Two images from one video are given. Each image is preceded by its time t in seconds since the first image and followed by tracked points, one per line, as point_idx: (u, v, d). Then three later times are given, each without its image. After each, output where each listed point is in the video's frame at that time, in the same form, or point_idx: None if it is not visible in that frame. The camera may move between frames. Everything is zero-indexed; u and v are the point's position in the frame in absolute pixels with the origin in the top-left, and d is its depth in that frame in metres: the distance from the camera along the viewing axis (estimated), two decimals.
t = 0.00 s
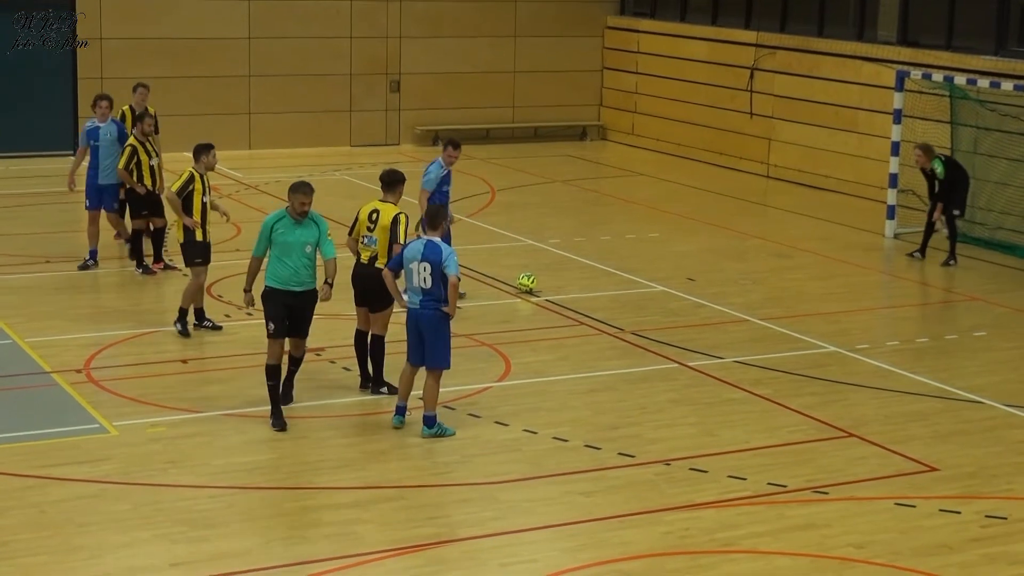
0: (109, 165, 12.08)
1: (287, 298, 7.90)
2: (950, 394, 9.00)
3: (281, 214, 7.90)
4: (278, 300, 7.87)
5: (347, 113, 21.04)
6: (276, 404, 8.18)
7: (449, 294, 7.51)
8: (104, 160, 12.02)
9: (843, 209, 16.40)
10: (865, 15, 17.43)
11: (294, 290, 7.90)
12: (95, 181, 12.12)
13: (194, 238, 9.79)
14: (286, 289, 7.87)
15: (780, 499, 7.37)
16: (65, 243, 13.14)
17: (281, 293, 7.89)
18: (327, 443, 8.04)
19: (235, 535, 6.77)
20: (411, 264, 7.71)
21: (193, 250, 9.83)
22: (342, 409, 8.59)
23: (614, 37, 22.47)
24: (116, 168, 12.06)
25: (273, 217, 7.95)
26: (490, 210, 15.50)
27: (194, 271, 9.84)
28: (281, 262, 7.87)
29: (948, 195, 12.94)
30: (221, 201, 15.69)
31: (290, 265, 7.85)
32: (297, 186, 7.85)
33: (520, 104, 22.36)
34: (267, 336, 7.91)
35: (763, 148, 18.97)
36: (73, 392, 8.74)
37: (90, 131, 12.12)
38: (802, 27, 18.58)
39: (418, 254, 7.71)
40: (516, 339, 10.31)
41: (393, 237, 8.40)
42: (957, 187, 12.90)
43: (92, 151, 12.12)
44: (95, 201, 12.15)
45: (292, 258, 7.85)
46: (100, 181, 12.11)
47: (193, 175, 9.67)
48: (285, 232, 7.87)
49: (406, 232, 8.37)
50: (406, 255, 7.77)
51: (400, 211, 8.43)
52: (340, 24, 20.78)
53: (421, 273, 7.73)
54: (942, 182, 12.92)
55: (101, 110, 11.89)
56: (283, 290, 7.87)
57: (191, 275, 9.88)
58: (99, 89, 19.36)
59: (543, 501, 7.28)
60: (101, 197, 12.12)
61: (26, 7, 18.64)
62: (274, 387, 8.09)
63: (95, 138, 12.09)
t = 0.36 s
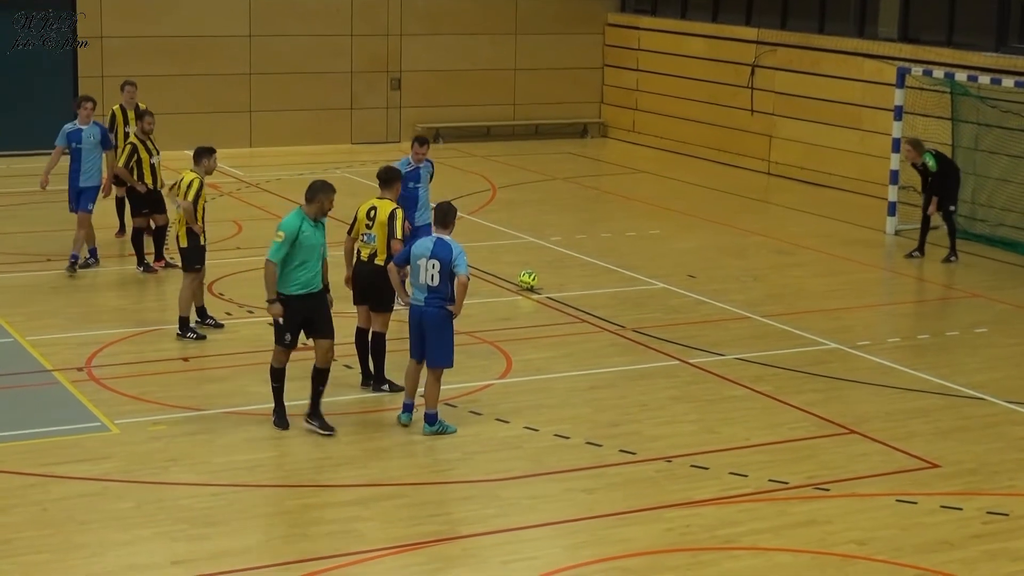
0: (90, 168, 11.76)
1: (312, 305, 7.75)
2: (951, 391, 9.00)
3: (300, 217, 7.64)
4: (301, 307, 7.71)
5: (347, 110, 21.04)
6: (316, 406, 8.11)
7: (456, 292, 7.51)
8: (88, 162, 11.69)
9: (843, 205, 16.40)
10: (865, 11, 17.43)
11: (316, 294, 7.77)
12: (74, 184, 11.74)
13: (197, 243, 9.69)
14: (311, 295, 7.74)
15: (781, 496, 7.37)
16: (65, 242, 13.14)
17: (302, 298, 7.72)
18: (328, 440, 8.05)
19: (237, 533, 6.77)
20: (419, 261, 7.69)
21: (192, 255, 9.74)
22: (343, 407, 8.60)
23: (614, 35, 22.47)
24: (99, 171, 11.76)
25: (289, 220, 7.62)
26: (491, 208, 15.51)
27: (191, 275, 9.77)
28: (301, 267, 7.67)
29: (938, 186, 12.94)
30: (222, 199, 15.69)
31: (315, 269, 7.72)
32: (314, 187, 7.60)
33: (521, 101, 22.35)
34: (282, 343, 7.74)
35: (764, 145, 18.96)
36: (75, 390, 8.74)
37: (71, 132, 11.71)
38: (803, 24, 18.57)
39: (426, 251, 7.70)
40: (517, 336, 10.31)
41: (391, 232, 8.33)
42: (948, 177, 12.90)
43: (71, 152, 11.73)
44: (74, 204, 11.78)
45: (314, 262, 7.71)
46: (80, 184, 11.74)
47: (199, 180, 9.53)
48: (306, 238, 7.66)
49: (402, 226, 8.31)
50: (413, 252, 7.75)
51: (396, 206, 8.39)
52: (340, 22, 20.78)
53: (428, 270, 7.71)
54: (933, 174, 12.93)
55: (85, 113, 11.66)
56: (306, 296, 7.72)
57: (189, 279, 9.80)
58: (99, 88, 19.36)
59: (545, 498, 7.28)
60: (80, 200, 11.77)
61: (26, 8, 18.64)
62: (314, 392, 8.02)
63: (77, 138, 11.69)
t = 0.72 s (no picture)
0: (74, 172, 11.52)
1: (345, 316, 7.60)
2: (951, 388, 9.00)
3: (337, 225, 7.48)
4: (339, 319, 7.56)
5: (347, 110, 21.03)
6: (332, 419, 7.93)
7: (454, 289, 7.53)
8: (71, 165, 11.48)
9: (843, 203, 16.39)
10: (865, 9, 17.43)
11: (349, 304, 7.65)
12: (58, 188, 11.51)
13: (187, 247, 9.61)
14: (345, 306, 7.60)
15: (781, 494, 7.37)
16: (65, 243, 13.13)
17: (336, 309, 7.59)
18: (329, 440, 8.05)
19: (238, 533, 6.78)
20: (410, 261, 7.68)
21: (181, 259, 9.66)
22: (344, 407, 8.60)
23: (614, 34, 22.48)
24: (83, 175, 11.54)
25: (326, 229, 7.44)
26: (490, 206, 15.50)
27: (182, 279, 9.72)
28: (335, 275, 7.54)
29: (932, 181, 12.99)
30: (221, 199, 15.68)
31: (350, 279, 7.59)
32: (352, 195, 7.49)
33: (520, 101, 22.34)
34: (324, 358, 7.57)
35: (764, 143, 18.96)
36: (76, 391, 8.74)
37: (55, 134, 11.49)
38: (803, 22, 18.58)
39: (416, 251, 7.69)
40: (517, 335, 10.31)
41: (388, 232, 8.40)
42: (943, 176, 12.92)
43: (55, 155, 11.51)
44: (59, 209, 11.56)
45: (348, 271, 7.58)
46: (64, 188, 11.52)
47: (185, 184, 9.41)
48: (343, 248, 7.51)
49: (400, 227, 8.39)
50: (402, 253, 7.72)
51: (395, 205, 8.44)
52: (340, 22, 20.77)
53: (419, 269, 7.70)
54: (932, 164, 12.91)
55: (72, 114, 11.51)
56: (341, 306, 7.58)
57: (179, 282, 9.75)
58: (99, 87, 19.34)
59: (545, 497, 7.29)
60: (65, 205, 11.56)
61: (27, 7, 18.63)
62: (331, 405, 7.84)
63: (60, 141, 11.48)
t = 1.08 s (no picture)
0: (61, 180, 11.30)
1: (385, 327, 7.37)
2: (951, 385, 8.99)
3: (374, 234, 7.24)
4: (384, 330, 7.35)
5: (345, 109, 21.03)
6: (397, 440, 7.58)
7: (430, 283, 7.58)
8: (58, 173, 11.25)
9: (842, 200, 16.39)
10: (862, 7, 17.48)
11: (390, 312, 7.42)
12: (48, 197, 11.28)
13: (163, 247, 9.66)
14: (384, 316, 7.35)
15: (781, 492, 7.37)
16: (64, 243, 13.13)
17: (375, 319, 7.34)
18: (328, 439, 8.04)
19: (238, 532, 6.78)
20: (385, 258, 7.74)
21: (159, 259, 9.69)
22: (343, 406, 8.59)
23: (612, 32, 22.47)
24: (70, 182, 11.30)
25: (364, 239, 7.17)
26: (489, 205, 15.49)
27: (166, 278, 9.72)
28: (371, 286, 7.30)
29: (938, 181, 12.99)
30: (219, 198, 15.68)
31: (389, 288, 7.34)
32: (388, 202, 7.25)
33: (518, 99, 22.33)
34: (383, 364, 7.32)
35: (762, 140, 18.95)
36: (75, 391, 8.74)
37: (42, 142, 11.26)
38: (801, 20, 18.59)
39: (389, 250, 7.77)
40: (516, 334, 10.30)
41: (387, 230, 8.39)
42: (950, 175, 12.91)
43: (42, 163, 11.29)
44: (51, 218, 11.35)
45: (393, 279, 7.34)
46: (54, 197, 11.31)
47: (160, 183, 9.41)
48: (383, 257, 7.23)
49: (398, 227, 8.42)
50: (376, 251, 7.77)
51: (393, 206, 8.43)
52: (338, 20, 20.77)
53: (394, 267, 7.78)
54: (941, 157, 12.88)
55: (54, 120, 11.14)
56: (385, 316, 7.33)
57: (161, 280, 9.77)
58: (97, 86, 19.34)
59: (545, 496, 7.29)
60: (57, 214, 11.36)
61: (26, 7, 18.69)
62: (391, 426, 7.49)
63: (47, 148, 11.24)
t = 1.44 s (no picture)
0: (49, 175, 11.16)
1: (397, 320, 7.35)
2: (948, 381, 9.01)
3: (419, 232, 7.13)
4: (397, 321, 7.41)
5: (343, 104, 21.01)
6: (400, 438, 7.56)
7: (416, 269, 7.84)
8: (47, 168, 11.11)
9: (839, 197, 16.39)
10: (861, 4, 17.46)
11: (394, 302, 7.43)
12: (35, 193, 11.13)
13: (142, 242, 9.66)
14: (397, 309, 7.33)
15: (780, 487, 7.38)
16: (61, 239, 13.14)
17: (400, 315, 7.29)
18: (327, 434, 8.04)
19: (238, 527, 6.79)
20: (369, 250, 7.75)
21: (136, 255, 9.68)
22: (343, 401, 8.59)
23: (611, 27, 22.45)
24: (59, 176, 11.16)
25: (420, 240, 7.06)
26: (488, 200, 15.50)
27: (143, 275, 9.70)
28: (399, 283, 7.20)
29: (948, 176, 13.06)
30: (217, 194, 15.68)
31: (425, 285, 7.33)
32: (435, 201, 7.08)
33: (517, 95, 22.32)
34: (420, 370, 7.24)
35: (760, 135, 18.95)
36: (73, 385, 8.74)
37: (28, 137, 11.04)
38: (800, 15, 18.57)
39: (371, 241, 7.79)
40: (515, 329, 10.31)
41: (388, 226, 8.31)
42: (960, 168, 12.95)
43: (28, 159, 11.08)
44: (38, 214, 11.24)
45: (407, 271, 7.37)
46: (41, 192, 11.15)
47: (138, 174, 9.64)
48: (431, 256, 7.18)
49: (399, 221, 8.31)
50: (358, 243, 7.77)
51: (395, 200, 8.35)
52: (336, 16, 20.75)
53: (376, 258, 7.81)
54: (955, 151, 12.92)
55: (41, 115, 11.02)
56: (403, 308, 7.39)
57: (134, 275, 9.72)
58: (95, 83, 19.33)
59: (544, 491, 7.30)
60: (44, 209, 11.24)
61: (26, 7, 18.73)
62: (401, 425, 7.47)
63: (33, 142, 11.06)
